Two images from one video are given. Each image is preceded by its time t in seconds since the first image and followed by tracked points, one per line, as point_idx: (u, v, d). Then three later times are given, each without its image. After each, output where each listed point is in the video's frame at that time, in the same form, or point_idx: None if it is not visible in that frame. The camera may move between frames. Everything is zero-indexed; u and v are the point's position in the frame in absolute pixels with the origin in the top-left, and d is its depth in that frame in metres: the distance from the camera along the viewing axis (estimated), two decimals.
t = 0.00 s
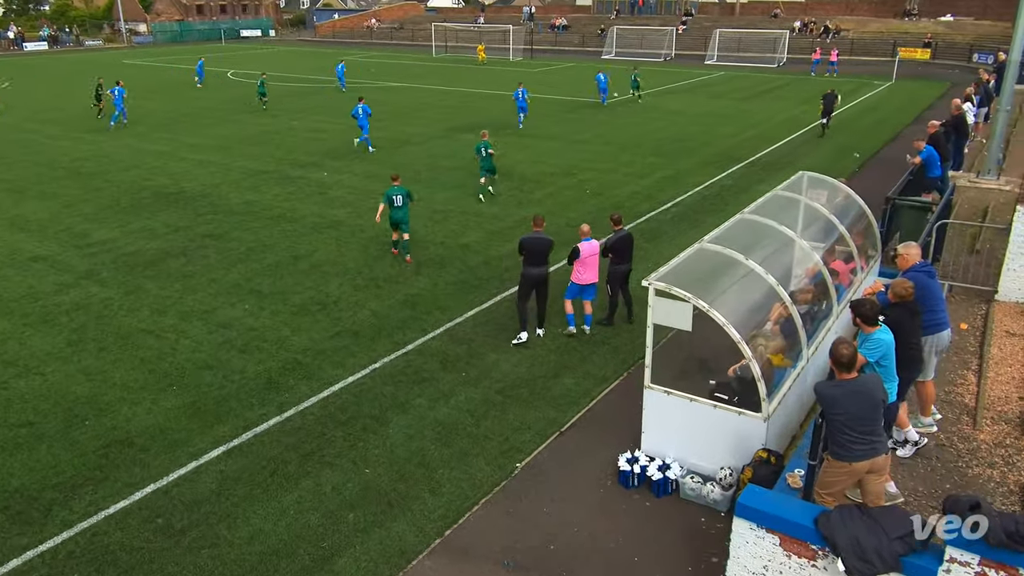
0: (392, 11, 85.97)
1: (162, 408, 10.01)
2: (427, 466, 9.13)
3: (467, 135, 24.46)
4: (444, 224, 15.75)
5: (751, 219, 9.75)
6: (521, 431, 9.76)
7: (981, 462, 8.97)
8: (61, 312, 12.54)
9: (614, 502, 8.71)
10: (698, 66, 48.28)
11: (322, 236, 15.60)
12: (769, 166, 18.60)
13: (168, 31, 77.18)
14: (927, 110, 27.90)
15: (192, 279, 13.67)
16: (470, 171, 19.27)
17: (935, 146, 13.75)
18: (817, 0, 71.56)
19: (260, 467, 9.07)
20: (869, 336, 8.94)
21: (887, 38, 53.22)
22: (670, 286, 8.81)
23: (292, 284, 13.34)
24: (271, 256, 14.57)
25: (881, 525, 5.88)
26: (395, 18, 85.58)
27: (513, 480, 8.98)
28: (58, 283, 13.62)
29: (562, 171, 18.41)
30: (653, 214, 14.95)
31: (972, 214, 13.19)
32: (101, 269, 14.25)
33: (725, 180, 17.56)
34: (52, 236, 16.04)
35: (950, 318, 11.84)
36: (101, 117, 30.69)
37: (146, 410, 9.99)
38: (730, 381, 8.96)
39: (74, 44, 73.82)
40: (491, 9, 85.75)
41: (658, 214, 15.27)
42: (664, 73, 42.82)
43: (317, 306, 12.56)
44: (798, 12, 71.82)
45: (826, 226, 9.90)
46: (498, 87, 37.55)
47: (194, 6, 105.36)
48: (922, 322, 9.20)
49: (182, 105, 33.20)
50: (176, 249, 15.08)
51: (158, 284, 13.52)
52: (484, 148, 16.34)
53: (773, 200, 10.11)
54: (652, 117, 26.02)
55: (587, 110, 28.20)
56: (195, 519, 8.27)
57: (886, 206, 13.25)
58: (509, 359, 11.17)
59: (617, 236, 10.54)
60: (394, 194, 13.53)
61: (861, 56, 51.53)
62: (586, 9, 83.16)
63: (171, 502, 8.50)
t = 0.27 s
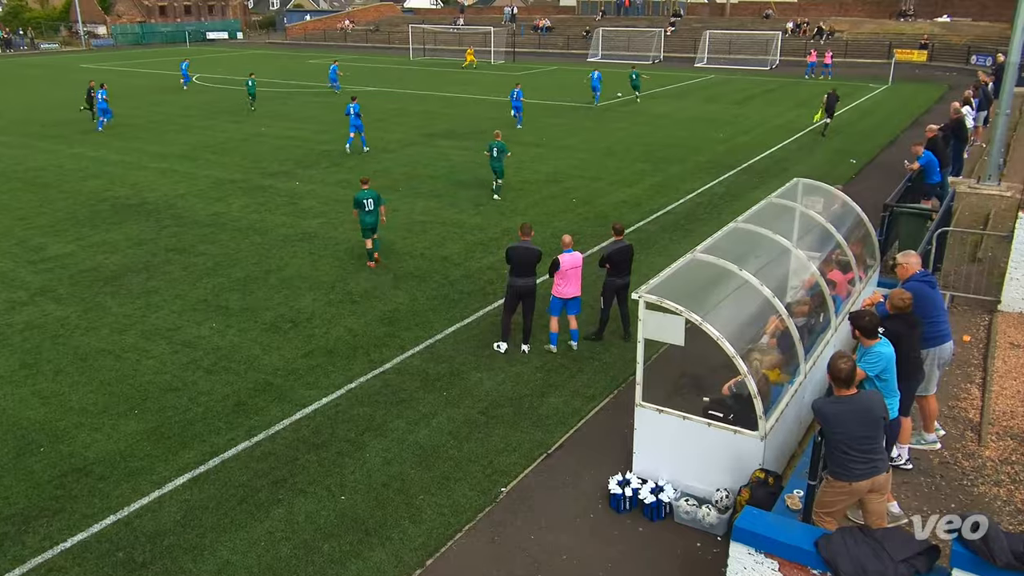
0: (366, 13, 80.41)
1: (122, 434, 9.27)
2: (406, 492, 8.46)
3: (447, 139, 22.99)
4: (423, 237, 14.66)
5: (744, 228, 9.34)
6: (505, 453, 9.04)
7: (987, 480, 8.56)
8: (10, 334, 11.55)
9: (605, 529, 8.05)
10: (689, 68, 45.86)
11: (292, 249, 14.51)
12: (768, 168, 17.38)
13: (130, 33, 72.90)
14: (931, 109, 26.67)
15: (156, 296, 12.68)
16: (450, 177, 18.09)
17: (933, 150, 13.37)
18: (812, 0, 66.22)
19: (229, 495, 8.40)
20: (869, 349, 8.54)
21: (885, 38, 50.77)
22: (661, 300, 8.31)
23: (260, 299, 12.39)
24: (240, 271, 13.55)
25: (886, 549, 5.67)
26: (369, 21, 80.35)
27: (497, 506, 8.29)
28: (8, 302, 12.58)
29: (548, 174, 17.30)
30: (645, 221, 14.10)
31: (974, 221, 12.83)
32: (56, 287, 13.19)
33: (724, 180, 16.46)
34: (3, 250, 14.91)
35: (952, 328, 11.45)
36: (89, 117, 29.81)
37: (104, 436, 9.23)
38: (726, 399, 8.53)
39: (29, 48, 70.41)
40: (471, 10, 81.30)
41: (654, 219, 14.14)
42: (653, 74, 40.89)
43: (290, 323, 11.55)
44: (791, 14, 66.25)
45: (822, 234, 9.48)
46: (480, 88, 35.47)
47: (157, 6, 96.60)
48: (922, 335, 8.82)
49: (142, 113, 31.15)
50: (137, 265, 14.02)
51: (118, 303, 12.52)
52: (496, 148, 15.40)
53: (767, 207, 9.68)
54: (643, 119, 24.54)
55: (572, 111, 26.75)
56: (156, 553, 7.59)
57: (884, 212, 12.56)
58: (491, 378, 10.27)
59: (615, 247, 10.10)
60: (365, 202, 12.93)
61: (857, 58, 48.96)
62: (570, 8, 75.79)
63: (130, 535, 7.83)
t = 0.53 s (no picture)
0: (342, 13, 77.22)
1: (82, 459, 8.39)
2: (386, 517, 7.68)
3: (430, 143, 21.32)
4: (405, 246, 13.54)
5: (740, 236, 8.95)
6: (491, 475, 8.29)
7: (994, 499, 8.19)
8: None
9: (596, 554, 7.32)
10: (683, 70, 43.59)
11: (263, 260, 13.23)
12: (764, 173, 16.64)
13: (94, 34, 71.16)
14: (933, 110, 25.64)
15: (120, 310, 11.48)
16: (433, 182, 16.89)
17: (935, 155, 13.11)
18: None
19: (198, 522, 7.59)
20: (871, 362, 8.17)
21: (884, 40, 48.54)
22: (653, 312, 7.90)
23: (229, 312, 11.12)
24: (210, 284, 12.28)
25: None
26: (345, 22, 77.09)
27: (483, 532, 7.54)
28: None
29: (537, 181, 16.32)
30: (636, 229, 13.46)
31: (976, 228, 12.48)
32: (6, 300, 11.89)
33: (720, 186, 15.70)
34: None
35: (956, 340, 11.03)
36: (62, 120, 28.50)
37: (64, 460, 8.37)
38: (722, 416, 8.10)
39: None
40: (453, 10, 77.70)
41: (645, 228, 13.37)
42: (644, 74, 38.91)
43: (262, 339, 10.38)
44: (785, 14, 64.19)
45: (820, 243, 9.11)
46: (462, 89, 33.38)
47: (123, 5, 88.92)
48: (925, 346, 8.44)
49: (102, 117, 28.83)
50: (98, 276, 12.76)
51: (78, 318, 11.33)
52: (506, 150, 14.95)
53: (763, 216, 9.30)
54: (635, 119, 23.10)
55: (561, 112, 25.27)
56: None
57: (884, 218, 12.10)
58: (476, 397, 9.06)
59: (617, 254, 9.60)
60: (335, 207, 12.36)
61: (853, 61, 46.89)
62: (555, 9, 72.77)
63: (89, 568, 6.98)
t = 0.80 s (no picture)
0: (324, 15, 73.36)
1: (47, 484, 7.70)
2: (371, 543, 7.02)
3: (416, 149, 20.15)
4: (390, 257, 12.67)
5: (740, 246, 8.59)
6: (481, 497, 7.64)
7: (1008, 519, 7.80)
8: None
9: None
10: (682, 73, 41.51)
11: (240, 273, 12.26)
12: (764, 181, 16.28)
13: (63, 38, 68.39)
14: (939, 114, 24.78)
15: (89, 328, 10.56)
16: (420, 190, 16.02)
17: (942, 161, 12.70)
18: None
19: (171, 550, 6.92)
20: (878, 377, 7.79)
21: (888, 42, 46.06)
22: (650, 326, 7.51)
23: (206, 328, 10.30)
24: (185, 299, 11.33)
25: None
26: (327, 23, 73.30)
27: (473, 558, 6.90)
28: None
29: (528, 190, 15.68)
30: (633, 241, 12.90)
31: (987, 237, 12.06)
32: None
33: (719, 194, 15.29)
34: None
35: (966, 354, 10.60)
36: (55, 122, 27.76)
37: (29, 486, 7.67)
38: (722, 434, 7.70)
39: None
40: (439, 9, 73.70)
41: (642, 237, 12.99)
42: (639, 76, 37.22)
43: (239, 356, 9.49)
44: (785, 16, 62.22)
45: (824, 253, 8.74)
46: (449, 93, 31.96)
47: (91, 6, 84.29)
48: (933, 360, 8.06)
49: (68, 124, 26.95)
50: (64, 291, 11.78)
51: (44, 335, 10.40)
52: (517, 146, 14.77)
53: (764, 224, 8.93)
54: (627, 125, 22.52)
55: (553, 116, 24.45)
56: None
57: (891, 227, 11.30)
58: (465, 417, 8.34)
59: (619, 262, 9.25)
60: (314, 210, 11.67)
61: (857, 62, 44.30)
62: (546, 10, 69.16)
63: None
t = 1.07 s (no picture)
0: (308, 15, 70.47)
1: (13, 509, 7.05)
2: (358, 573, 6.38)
3: (405, 156, 19.26)
4: (377, 270, 11.83)
5: (744, 256, 8.22)
6: (474, 522, 6.99)
7: None
8: None
9: None
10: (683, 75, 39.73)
11: (216, 287, 11.42)
12: (769, 188, 15.92)
13: (35, 38, 65.99)
14: (950, 118, 24.06)
15: (58, 344, 9.80)
16: (410, 198, 15.31)
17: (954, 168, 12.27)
18: None
19: None
20: (890, 394, 7.38)
21: (897, 43, 43.82)
22: (650, 339, 7.13)
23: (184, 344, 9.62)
24: (161, 312, 10.58)
25: None
26: (311, 23, 70.41)
27: None
28: None
29: (521, 200, 15.10)
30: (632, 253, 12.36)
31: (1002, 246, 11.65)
32: None
33: (721, 202, 14.94)
34: None
35: (982, 369, 10.18)
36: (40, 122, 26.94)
37: None
38: (727, 454, 7.29)
39: None
40: (428, 9, 70.85)
41: (643, 246, 12.68)
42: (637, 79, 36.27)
43: (220, 373, 8.81)
44: (791, 16, 60.00)
45: (832, 264, 8.37)
46: (438, 95, 31.00)
47: (64, 6, 79.90)
48: (948, 376, 7.63)
49: (40, 128, 25.66)
50: (32, 305, 10.93)
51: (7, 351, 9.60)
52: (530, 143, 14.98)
53: (770, 234, 8.57)
54: (625, 130, 22.09)
55: (548, 122, 23.72)
56: None
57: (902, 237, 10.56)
58: (456, 439, 7.87)
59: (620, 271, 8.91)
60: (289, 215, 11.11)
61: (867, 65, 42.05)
62: (542, 10, 66.32)
63: None
